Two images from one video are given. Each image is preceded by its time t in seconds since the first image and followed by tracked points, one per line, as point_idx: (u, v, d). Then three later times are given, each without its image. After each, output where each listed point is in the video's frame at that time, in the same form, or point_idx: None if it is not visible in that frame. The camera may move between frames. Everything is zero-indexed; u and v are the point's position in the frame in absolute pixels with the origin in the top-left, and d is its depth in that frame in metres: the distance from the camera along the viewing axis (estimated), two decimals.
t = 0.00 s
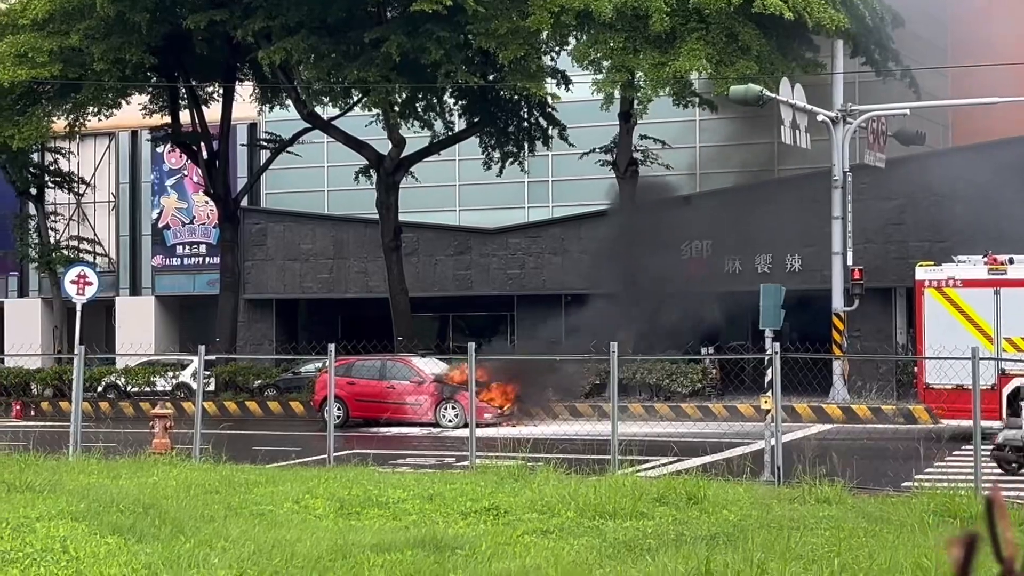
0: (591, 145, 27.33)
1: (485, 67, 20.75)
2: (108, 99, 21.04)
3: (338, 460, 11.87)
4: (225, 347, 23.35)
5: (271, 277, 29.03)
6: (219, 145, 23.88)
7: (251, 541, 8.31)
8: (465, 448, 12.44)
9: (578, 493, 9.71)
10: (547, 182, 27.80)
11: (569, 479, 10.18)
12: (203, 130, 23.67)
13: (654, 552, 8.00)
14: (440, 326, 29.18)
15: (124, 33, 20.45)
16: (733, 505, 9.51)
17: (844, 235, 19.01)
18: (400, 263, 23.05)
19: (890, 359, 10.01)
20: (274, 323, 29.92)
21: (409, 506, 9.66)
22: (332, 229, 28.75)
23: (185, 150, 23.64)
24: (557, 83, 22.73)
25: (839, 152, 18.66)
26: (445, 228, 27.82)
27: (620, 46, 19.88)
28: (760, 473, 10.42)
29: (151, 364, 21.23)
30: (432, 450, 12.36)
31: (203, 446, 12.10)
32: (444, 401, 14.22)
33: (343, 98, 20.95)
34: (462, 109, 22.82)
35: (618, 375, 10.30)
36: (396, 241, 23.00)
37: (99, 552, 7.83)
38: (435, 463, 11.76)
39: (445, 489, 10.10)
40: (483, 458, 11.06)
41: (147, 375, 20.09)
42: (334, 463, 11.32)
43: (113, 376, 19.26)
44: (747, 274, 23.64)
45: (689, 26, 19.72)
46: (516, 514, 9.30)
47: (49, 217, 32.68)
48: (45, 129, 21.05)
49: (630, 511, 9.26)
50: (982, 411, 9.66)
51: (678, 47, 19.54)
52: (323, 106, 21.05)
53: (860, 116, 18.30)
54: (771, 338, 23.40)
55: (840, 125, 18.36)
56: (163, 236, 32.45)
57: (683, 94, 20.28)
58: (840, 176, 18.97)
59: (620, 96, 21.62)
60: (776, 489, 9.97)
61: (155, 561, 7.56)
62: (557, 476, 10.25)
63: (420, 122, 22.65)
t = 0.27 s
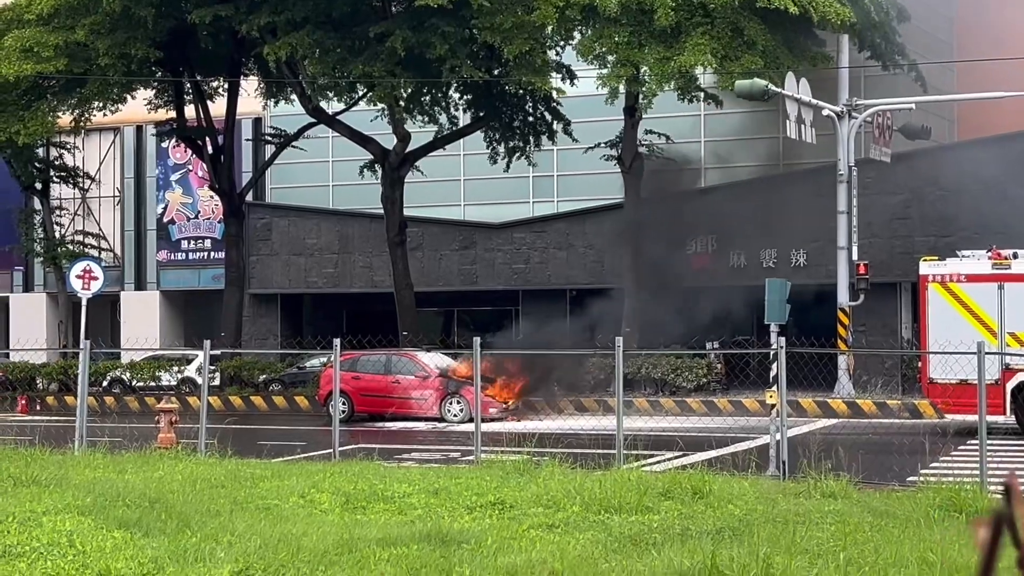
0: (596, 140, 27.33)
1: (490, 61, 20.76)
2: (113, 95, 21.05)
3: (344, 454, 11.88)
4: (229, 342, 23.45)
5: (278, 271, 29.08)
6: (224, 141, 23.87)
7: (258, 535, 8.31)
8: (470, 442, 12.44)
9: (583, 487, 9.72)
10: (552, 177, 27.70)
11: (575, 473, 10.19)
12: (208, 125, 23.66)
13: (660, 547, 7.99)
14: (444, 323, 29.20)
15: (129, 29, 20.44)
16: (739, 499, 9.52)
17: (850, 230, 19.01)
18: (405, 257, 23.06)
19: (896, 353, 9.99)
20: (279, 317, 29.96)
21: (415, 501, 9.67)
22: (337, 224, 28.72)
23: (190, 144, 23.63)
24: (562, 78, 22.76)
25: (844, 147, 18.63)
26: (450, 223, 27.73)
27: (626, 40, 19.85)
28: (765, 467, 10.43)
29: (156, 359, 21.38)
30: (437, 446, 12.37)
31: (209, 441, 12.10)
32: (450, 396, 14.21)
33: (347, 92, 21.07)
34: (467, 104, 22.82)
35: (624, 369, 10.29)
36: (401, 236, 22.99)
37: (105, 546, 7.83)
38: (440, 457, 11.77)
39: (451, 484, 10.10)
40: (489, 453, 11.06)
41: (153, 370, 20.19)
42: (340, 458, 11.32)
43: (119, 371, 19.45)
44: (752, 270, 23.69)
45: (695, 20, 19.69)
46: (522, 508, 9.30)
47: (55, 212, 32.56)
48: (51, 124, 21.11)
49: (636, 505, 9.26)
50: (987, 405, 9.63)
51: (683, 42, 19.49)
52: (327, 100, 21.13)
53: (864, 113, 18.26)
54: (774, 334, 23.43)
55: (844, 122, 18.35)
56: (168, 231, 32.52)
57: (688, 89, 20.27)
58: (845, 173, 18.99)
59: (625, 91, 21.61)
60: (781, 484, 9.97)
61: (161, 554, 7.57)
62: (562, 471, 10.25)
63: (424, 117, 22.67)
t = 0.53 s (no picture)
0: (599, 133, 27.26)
1: (494, 55, 20.81)
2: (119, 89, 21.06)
3: (348, 449, 11.89)
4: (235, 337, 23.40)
5: (281, 266, 29.20)
6: (229, 134, 23.91)
7: (264, 528, 8.32)
8: (474, 437, 12.45)
9: (587, 481, 9.73)
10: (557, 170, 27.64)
11: (579, 467, 10.20)
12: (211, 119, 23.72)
13: (665, 540, 8.01)
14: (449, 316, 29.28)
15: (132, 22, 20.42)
16: (744, 494, 9.52)
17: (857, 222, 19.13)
18: (409, 252, 23.11)
19: (901, 347, 9.98)
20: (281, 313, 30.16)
21: (421, 494, 9.67)
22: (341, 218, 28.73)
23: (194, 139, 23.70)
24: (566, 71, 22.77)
25: (848, 140, 18.61)
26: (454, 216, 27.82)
27: (632, 33, 19.79)
28: (769, 462, 10.44)
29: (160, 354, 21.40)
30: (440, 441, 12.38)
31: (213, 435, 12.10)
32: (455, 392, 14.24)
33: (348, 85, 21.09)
34: (471, 97, 22.87)
35: (629, 364, 10.27)
36: (406, 230, 23.07)
37: (110, 540, 7.82)
38: (444, 452, 11.77)
39: (457, 477, 10.11)
40: (493, 448, 11.07)
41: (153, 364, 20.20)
42: (345, 452, 11.33)
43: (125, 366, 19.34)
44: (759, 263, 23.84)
45: (699, 14, 19.66)
46: (527, 502, 9.31)
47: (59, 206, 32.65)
48: (55, 119, 21.07)
49: (640, 499, 9.25)
50: (992, 399, 9.62)
51: (687, 36, 19.45)
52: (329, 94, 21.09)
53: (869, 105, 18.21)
54: (779, 328, 23.61)
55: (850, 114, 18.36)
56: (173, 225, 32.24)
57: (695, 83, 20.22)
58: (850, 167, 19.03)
59: (628, 84, 21.60)
60: (785, 477, 9.98)
61: (166, 548, 7.58)
62: (567, 465, 10.25)
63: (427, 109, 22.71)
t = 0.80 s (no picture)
0: (616, 80, 24.93)
1: None
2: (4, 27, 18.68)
3: (299, 490, 9.55)
4: (149, 341, 21.21)
5: (212, 253, 26.70)
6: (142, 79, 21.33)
7: None
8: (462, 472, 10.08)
9: (609, 532, 7.34)
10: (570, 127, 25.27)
11: (594, 515, 7.84)
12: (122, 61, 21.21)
13: None
14: (430, 316, 26.90)
15: None
16: (815, 549, 7.12)
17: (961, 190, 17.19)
18: (376, 232, 20.66)
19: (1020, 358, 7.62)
20: (212, 311, 27.67)
21: (391, 549, 7.29)
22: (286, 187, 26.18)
23: (99, 85, 21.10)
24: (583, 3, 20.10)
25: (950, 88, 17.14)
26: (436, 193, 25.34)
27: None
28: (842, 509, 8.10)
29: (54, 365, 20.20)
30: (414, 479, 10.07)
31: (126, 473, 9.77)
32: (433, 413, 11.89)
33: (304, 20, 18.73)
34: (461, 32, 20.57)
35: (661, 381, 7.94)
36: (371, 205, 20.61)
37: None
38: (420, 494, 9.41)
39: (438, 528, 7.73)
40: (485, 489, 8.70)
41: (50, 382, 18.97)
42: (294, 493, 8.97)
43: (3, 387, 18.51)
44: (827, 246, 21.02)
45: None
46: (530, 561, 6.92)
47: None
48: None
49: (679, 556, 6.87)
50: None
51: None
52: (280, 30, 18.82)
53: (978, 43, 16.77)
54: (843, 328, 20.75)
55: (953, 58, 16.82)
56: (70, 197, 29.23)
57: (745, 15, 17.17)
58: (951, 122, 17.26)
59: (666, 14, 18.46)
60: (867, 528, 7.63)
61: None
62: (580, 512, 7.88)
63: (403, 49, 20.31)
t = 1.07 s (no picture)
0: (611, 69, 24.96)
1: None
2: None
3: (285, 491, 9.32)
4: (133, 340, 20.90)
5: (197, 247, 26.31)
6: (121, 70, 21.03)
7: None
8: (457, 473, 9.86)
9: (605, 533, 7.11)
10: (565, 117, 25.34)
11: (591, 518, 7.62)
12: (101, 49, 20.91)
13: None
14: (422, 312, 26.80)
15: None
16: (818, 550, 6.87)
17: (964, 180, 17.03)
18: (365, 224, 20.43)
19: None
20: (199, 307, 27.33)
21: (381, 552, 7.06)
22: (274, 179, 25.87)
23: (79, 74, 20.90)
24: None
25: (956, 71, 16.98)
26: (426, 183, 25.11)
27: None
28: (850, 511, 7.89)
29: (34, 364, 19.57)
30: (408, 479, 9.82)
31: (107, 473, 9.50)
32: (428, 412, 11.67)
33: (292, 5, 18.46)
34: (453, 17, 20.44)
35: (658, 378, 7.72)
36: (360, 197, 20.38)
37: None
38: (414, 495, 9.17)
39: (429, 530, 7.50)
40: (479, 489, 8.48)
41: (29, 380, 18.42)
42: (281, 495, 8.73)
43: None
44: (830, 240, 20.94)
45: None
46: (525, 563, 6.70)
47: None
48: None
49: (679, 557, 6.63)
50: None
51: None
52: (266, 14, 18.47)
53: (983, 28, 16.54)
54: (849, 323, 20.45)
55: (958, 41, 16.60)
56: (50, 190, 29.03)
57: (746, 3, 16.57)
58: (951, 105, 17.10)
59: None
60: (871, 528, 7.42)
61: None
62: (576, 514, 7.66)
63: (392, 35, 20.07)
